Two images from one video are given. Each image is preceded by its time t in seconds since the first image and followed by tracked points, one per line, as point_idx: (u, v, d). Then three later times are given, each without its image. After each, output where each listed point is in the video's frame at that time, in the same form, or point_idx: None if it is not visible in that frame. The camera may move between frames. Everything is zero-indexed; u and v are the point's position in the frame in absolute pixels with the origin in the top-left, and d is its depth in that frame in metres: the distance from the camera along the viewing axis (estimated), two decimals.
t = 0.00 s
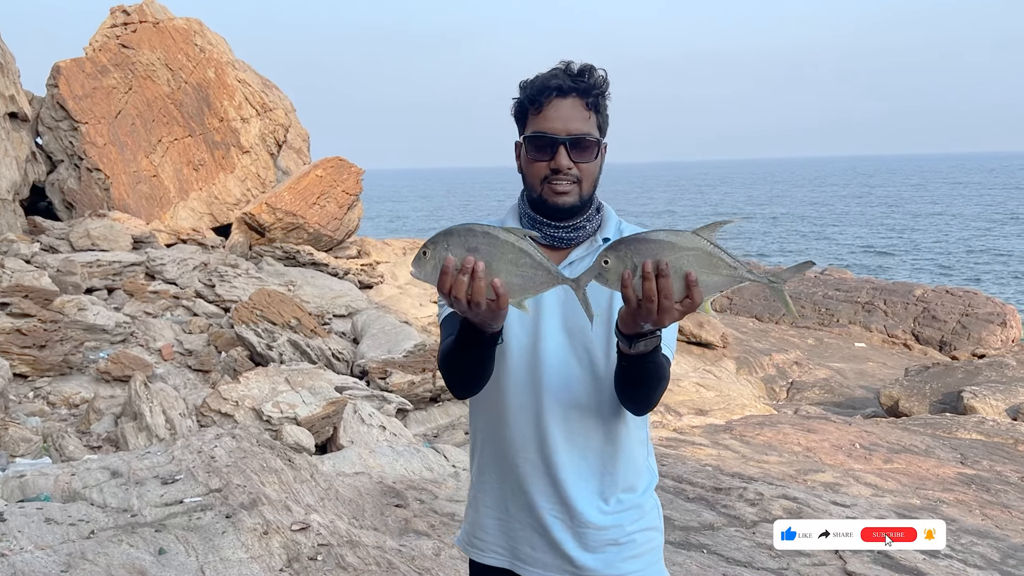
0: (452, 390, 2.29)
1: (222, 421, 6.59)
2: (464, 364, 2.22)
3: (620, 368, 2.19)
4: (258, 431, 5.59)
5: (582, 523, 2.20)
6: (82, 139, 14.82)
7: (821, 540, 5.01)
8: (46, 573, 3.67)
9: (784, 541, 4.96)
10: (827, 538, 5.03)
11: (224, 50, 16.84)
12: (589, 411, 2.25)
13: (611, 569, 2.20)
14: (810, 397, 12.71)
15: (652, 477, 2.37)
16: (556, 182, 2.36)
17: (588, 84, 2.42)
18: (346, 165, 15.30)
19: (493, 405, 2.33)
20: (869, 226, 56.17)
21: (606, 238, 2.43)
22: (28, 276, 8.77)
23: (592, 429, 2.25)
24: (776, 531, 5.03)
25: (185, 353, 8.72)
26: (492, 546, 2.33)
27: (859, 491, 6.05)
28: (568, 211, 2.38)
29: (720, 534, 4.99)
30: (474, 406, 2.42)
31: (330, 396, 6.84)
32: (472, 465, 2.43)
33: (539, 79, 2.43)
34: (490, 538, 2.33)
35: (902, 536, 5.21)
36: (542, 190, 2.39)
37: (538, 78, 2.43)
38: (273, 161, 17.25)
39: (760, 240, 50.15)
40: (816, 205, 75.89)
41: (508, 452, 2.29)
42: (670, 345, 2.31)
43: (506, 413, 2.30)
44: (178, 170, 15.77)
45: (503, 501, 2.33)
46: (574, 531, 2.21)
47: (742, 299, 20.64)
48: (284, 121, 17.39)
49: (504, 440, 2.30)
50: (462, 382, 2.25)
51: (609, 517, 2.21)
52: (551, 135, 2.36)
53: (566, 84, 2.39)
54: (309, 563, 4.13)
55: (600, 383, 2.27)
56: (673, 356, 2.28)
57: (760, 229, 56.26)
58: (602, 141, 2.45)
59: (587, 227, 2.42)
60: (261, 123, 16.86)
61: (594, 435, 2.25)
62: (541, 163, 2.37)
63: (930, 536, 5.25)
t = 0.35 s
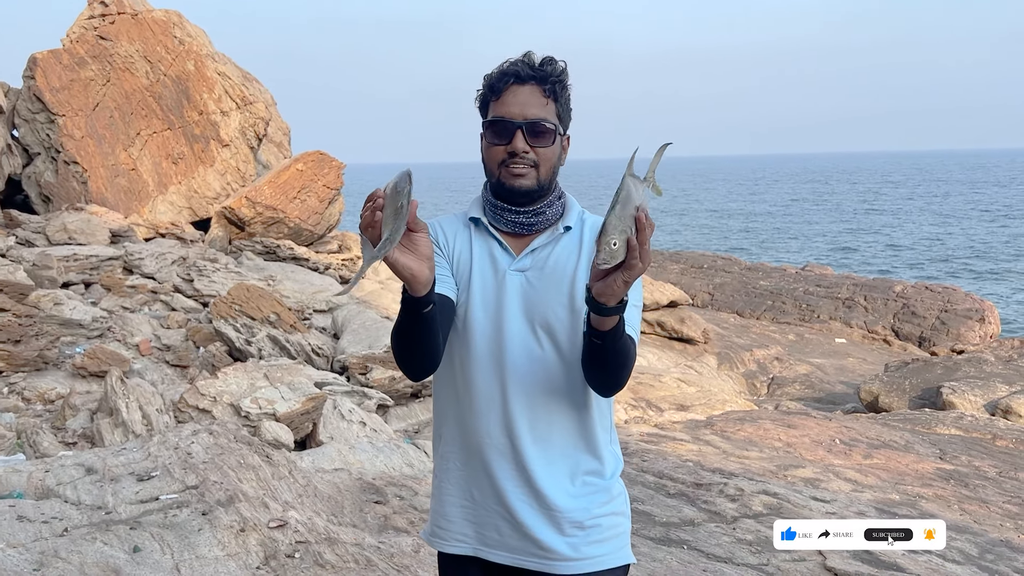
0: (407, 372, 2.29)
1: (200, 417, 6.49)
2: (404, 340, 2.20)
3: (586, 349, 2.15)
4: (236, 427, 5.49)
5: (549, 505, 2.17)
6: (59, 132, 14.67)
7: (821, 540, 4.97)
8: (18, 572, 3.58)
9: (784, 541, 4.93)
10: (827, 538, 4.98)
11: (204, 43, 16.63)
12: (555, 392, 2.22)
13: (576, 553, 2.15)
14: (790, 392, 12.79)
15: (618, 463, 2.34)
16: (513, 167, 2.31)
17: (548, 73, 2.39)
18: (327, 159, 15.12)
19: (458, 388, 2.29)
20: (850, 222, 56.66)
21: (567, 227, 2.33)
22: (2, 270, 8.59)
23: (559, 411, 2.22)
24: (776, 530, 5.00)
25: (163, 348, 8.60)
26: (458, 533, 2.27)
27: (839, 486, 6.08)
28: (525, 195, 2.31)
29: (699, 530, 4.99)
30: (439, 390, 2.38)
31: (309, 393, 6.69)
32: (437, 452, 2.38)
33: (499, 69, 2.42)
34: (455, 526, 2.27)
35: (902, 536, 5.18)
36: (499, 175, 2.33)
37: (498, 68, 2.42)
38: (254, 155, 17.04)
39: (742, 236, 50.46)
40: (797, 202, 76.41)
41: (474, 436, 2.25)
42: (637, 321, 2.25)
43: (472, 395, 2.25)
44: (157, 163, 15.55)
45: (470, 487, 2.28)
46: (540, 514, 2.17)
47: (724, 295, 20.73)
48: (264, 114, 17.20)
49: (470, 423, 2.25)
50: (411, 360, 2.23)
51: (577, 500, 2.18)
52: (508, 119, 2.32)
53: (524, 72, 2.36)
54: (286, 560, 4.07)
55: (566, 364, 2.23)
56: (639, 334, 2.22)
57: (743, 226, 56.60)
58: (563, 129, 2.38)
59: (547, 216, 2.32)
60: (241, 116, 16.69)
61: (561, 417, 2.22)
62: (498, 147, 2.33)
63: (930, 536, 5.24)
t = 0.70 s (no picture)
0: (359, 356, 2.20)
1: (189, 414, 6.42)
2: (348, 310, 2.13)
3: (625, 331, 2.11)
4: (225, 424, 5.43)
5: (539, 503, 2.15)
6: (48, 126, 14.60)
7: (820, 540, 4.99)
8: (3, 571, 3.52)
9: (784, 541, 4.91)
10: (827, 538, 5.01)
11: (194, 37, 16.50)
12: (546, 389, 2.18)
13: (570, 554, 2.13)
14: (780, 389, 12.81)
15: (612, 460, 2.31)
16: (517, 157, 2.28)
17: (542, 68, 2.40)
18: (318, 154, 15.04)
19: (447, 385, 2.25)
20: (841, 219, 56.87)
21: (558, 222, 2.31)
22: None
23: (550, 409, 2.18)
24: (776, 531, 4.99)
25: (152, 343, 8.52)
26: (449, 532, 2.24)
27: (831, 484, 6.08)
28: (526, 186, 2.28)
29: (692, 529, 4.98)
30: (429, 386, 2.34)
31: (299, 389, 6.60)
32: (427, 450, 2.35)
33: (497, 60, 2.41)
34: (445, 525, 2.25)
35: (903, 536, 5.21)
36: (500, 165, 2.30)
37: (496, 60, 2.40)
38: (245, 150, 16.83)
39: (734, 233, 50.55)
40: (789, 199, 76.67)
41: (464, 434, 2.21)
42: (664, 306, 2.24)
43: (461, 391, 2.21)
44: (147, 158, 15.42)
45: (460, 485, 2.25)
46: (533, 513, 2.15)
47: (715, 292, 20.76)
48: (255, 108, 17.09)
49: (460, 420, 2.21)
50: (359, 337, 2.14)
51: (568, 499, 2.14)
52: (512, 109, 2.29)
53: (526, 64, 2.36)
54: (276, 559, 4.02)
55: (558, 360, 2.19)
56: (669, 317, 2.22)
57: (734, 223, 56.74)
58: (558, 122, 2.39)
59: (536, 208, 2.30)
60: (232, 111, 16.54)
61: (553, 414, 2.18)
62: (503, 136, 2.30)
63: (930, 536, 5.26)
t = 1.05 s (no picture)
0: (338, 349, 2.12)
1: (182, 413, 6.33)
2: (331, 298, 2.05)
3: (649, 337, 2.06)
4: (218, 423, 5.34)
5: (535, 513, 2.07)
6: (44, 122, 14.48)
7: (820, 540, 4.93)
8: None
9: (784, 541, 4.87)
10: (827, 538, 4.95)
11: (192, 33, 16.40)
12: (543, 392, 2.10)
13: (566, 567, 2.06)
14: (780, 389, 12.74)
15: (608, 469, 2.24)
16: (517, 149, 2.21)
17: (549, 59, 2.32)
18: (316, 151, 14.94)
19: (438, 387, 2.15)
20: (840, 219, 56.81)
21: (563, 222, 2.23)
22: None
23: (547, 413, 2.10)
24: (776, 530, 4.93)
25: (147, 341, 8.43)
26: (435, 545, 2.15)
27: (833, 486, 6.00)
28: (526, 181, 2.21)
29: (692, 531, 4.90)
30: (417, 389, 2.24)
31: (295, 387, 6.48)
32: (414, 456, 2.25)
33: (500, 50, 2.34)
34: (433, 536, 2.15)
35: (903, 537, 5.17)
36: (500, 158, 2.23)
37: (498, 49, 2.33)
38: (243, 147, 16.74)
39: (733, 233, 50.50)
40: (788, 198, 76.64)
41: (455, 439, 2.12)
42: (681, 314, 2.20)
43: (453, 394, 2.11)
44: (144, 154, 15.30)
45: (449, 495, 2.15)
46: (528, 525, 2.07)
47: (714, 291, 20.69)
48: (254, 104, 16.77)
49: (450, 424, 2.12)
50: (341, 328, 2.05)
51: (567, 510, 2.07)
52: (512, 100, 2.22)
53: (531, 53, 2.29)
54: (267, 562, 3.94)
55: (556, 363, 2.11)
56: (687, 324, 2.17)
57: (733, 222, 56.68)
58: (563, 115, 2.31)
59: (544, 207, 2.22)
60: (229, 108, 16.43)
61: (549, 419, 2.10)
62: (502, 127, 2.23)
63: (930, 536, 5.23)
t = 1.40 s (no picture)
0: (306, 370, 2.04)
1: (178, 418, 6.25)
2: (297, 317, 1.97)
3: (646, 361, 1.97)
4: (212, 429, 5.25)
5: (519, 550, 1.98)
6: (46, 122, 14.37)
7: (821, 540, 5.02)
8: None
9: (784, 541, 4.94)
10: (827, 538, 5.04)
11: (195, 33, 16.36)
12: (531, 419, 2.01)
13: None
14: (786, 393, 12.62)
15: (597, 503, 2.15)
16: (506, 160, 2.13)
17: (542, 59, 2.23)
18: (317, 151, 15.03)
19: (418, 413, 2.06)
20: (846, 220, 56.60)
21: (557, 235, 2.15)
22: None
23: (535, 440, 2.02)
24: (776, 530, 5.01)
25: (144, 344, 8.37)
26: None
27: (840, 496, 5.90)
28: (517, 194, 2.13)
29: (696, 543, 4.80)
30: (397, 415, 2.16)
31: (292, 392, 6.38)
32: (392, 485, 2.16)
33: (490, 49, 2.25)
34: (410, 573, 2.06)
35: (902, 537, 5.26)
36: (489, 168, 2.15)
37: (487, 49, 2.24)
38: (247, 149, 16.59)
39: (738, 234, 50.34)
40: (793, 200, 76.39)
41: (435, 469, 2.03)
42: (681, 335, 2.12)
43: (434, 421, 2.03)
44: (146, 154, 15.25)
45: (428, 529, 2.07)
46: (513, 561, 1.98)
47: (719, 293, 20.56)
48: (255, 105, 16.94)
49: (431, 453, 2.03)
50: (310, 351, 1.97)
51: (554, 546, 1.98)
52: (503, 104, 2.13)
53: (521, 52, 2.20)
54: None
55: (545, 389, 2.02)
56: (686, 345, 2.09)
57: (738, 223, 56.52)
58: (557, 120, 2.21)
59: (536, 218, 2.15)
60: (232, 108, 16.38)
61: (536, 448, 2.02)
62: (491, 133, 2.13)
63: (929, 535, 5.31)
